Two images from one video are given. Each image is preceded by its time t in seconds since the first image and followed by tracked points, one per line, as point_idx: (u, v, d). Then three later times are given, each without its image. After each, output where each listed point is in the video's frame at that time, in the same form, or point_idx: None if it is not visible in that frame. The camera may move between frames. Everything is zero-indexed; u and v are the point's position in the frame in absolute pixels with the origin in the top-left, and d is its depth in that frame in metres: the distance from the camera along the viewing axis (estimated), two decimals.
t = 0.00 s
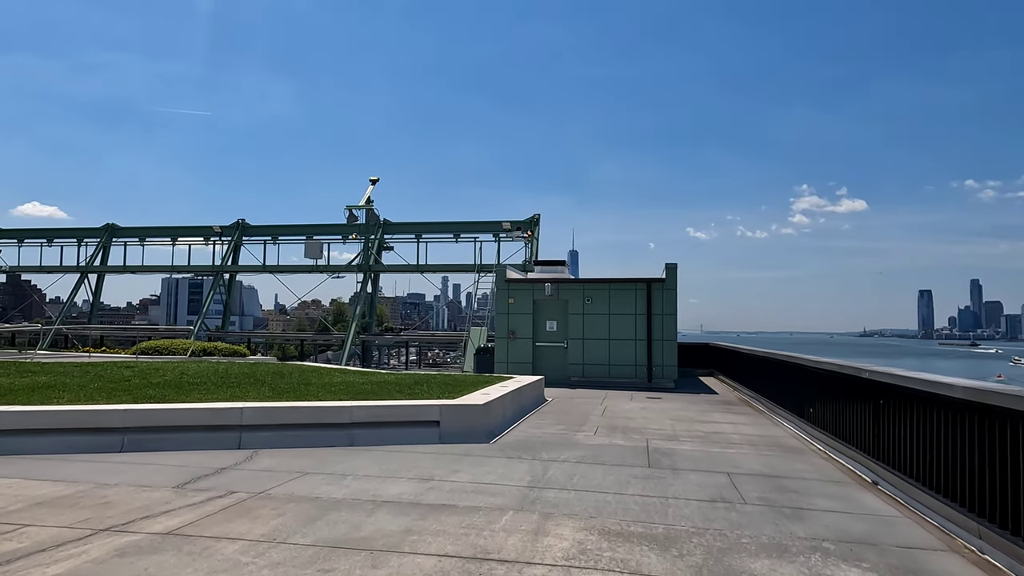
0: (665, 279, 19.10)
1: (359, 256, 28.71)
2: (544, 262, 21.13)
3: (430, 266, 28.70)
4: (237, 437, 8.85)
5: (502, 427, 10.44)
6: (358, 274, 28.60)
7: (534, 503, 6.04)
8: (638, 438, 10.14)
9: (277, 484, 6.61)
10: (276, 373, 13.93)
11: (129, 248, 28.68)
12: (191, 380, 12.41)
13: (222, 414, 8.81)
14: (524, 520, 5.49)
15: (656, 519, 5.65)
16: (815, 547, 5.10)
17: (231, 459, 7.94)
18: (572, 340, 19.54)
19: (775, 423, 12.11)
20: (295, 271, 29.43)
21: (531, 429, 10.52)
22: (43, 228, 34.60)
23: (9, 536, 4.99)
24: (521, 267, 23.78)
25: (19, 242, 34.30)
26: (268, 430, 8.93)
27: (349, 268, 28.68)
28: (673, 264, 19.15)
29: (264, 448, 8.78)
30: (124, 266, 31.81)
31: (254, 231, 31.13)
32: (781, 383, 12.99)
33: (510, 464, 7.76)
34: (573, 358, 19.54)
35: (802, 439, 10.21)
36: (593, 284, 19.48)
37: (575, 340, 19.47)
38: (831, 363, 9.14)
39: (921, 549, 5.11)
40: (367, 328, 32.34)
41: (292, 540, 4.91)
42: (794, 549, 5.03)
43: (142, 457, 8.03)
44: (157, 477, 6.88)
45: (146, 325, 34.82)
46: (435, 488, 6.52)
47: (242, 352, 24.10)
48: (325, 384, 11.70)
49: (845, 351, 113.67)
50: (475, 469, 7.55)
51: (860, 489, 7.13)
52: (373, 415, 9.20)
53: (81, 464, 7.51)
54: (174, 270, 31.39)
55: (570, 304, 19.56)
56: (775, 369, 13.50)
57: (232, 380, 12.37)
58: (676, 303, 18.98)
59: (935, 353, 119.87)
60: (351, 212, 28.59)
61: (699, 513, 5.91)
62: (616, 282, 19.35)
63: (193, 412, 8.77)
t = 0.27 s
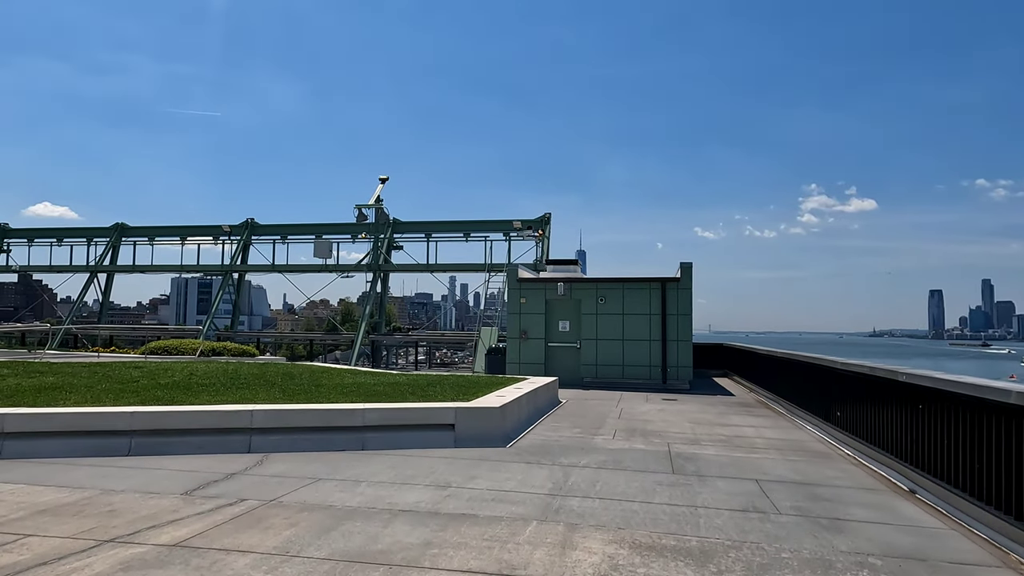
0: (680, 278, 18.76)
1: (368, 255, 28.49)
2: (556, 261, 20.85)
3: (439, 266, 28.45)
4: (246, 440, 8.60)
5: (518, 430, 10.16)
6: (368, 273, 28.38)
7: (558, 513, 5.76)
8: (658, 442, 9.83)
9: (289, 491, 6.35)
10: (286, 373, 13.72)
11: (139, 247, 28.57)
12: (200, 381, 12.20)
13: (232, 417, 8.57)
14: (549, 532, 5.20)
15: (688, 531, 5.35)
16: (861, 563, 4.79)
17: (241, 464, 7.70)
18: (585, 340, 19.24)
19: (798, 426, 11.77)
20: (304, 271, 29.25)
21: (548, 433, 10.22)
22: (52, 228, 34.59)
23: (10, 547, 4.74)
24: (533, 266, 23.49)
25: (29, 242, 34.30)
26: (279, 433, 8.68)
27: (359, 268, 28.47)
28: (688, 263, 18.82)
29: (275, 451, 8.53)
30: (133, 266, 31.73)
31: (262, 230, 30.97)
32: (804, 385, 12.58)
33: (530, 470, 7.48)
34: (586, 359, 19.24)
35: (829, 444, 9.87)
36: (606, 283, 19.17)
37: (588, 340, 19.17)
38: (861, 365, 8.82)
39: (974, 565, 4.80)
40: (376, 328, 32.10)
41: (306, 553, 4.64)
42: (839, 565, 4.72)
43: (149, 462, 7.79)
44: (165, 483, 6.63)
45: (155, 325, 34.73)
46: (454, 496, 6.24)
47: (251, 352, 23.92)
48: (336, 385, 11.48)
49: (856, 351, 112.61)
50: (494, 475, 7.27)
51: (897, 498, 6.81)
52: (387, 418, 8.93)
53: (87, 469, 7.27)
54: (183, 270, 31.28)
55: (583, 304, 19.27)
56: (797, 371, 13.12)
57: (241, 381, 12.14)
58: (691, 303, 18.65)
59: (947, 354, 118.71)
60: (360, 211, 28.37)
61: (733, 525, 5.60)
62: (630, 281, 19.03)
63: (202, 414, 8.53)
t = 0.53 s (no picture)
0: (693, 275, 18.40)
1: (375, 252, 28.23)
2: (566, 258, 20.52)
3: (447, 263, 28.14)
4: (253, 443, 8.31)
5: (533, 432, 9.85)
6: (375, 271, 28.11)
7: (582, 523, 5.44)
8: (678, 444, 9.50)
9: (298, 497, 6.05)
10: (293, 373, 13.45)
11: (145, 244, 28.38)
12: (206, 380, 11.93)
13: (239, 418, 8.29)
14: (575, 544, 4.88)
15: (723, 544, 5.02)
16: None
17: (247, 467, 7.41)
18: (596, 339, 18.92)
19: (820, 428, 11.43)
20: (311, 268, 28.98)
21: (563, 435, 9.91)
22: (58, 225, 34.46)
23: (3, 560, 4.45)
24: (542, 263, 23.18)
25: (35, 239, 34.18)
26: (287, 435, 8.39)
27: (365, 265, 28.20)
28: (702, 260, 18.47)
29: (283, 454, 8.24)
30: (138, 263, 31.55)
31: (269, 227, 30.73)
32: (826, 386, 12.19)
33: (548, 474, 7.16)
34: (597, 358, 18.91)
35: (856, 447, 9.53)
36: (618, 280, 18.84)
37: (599, 338, 18.84)
38: (891, 365, 8.49)
39: None
40: (383, 326, 31.81)
41: (317, 567, 4.34)
42: None
43: (153, 465, 7.51)
44: (169, 489, 6.35)
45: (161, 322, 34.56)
46: (471, 504, 5.93)
47: (257, 350, 23.68)
48: (345, 385, 11.20)
49: (865, 349, 111.75)
50: (511, 480, 6.96)
51: (936, 505, 6.47)
52: (398, 419, 8.63)
53: (88, 472, 6.99)
54: (189, 267, 31.07)
55: (594, 301, 18.95)
56: (818, 371, 12.73)
57: (248, 380, 11.86)
58: (704, 301, 18.29)
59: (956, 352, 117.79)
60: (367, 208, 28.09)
61: (769, 536, 5.27)
62: (642, 279, 18.69)
63: (208, 415, 8.25)
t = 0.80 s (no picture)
0: (707, 272, 18.07)
1: (382, 249, 27.97)
2: (577, 255, 20.24)
3: (455, 260, 27.87)
4: (261, 444, 8.04)
5: (548, 433, 9.56)
6: (382, 268, 27.86)
7: (609, 532, 5.15)
8: (698, 446, 9.20)
9: (309, 503, 5.78)
10: (301, 371, 13.20)
11: (151, 241, 28.21)
12: (213, 379, 11.68)
13: (246, 419, 8.02)
14: (604, 556, 4.60)
15: (761, 557, 4.72)
16: None
17: (255, 470, 7.14)
18: (608, 337, 18.61)
19: (844, 429, 11.10)
20: (317, 265, 28.76)
21: (579, 436, 9.61)
22: (64, 222, 34.34)
23: None
24: (552, 260, 22.88)
25: (40, 236, 34.07)
26: (296, 436, 8.13)
27: (372, 262, 27.95)
28: (715, 257, 18.14)
29: (291, 456, 7.97)
30: (144, 260, 31.40)
31: (275, 224, 30.51)
32: (849, 385, 11.84)
33: (568, 478, 6.87)
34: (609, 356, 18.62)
35: (884, 450, 9.21)
36: (630, 277, 18.53)
37: (610, 336, 18.54)
38: (925, 366, 8.15)
39: None
40: (390, 323, 31.55)
41: None
42: None
43: (158, 467, 7.25)
44: (174, 493, 6.08)
45: (167, 320, 34.40)
46: (490, 511, 5.65)
47: (264, 348, 23.46)
48: (354, 384, 10.93)
49: (873, 347, 110.94)
50: (530, 484, 6.68)
51: (978, 512, 6.15)
52: (410, 420, 8.35)
53: (90, 476, 6.74)
54: (195, 264, 30.91)
55: (606, 299, 18.65)
56: (841, 370, 12.37)
57: (254, 379, 11.60)
58: (718, 298, 17.96)
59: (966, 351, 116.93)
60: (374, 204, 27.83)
61: (808, 547, 4.97)
62: (654, 276, 18.38)
63: (214, 416, 7.98)
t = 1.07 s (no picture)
0: (721, 269, 17.75)
1: (389, 246, 27.73)
2: (588, 251, 19.95)
3: (462, 257, 27.59)
4: (270, 444, 7.79)
5: (565, 433, 9.28)
6: (389, 265, 27.61)
7: (640, 540, 4.87)
8: (720, 447, 8.91)
9: (322, 507, 5.52)
10: (309, 369, 12.96)
11: (158, 238, 28.02)
12: (221, 377, 11.46)
13: (255, 418, 7.77)
14: (637, 567, 4.32)
15: (803, 568, 4.43)
16: None
17: (265, 472, 6.88)
18: (619, 335, 18.33)
19: (868, 429, 10.79)
20: (324, 262, 28.53)
21: (596, 436, 9.33)
22: (70, 219, 34.22)
23: None
24: (561, 257, 22.58)
25: (46, 233, 33.95)
26: (306, 436, 7.87)
27: (380, 259, 27.71)
28: (729, 253, 17.83)
29: (302, 457, 7.72)
30: (150, 257, 31.24)
31: (281, 221, 30.30)
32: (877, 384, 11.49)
33: (590, 482, 6.60)
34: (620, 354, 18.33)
35: (914, 451, 8.91)
36: (642, 274, 18.23)
37: (622, 334, 18.25)
38: (960, 364, 7.85)
39: None
40: (397, 321, 31.30)
41: None
42: None
43: (164, 469, 7.01)
44: (181, 497, 5.83)
45: (173, 317, 34.23)
46: (513, 516, 5.38)
47: (271, 346, 23.24)
48: (365, 383, 10.68)
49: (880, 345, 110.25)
50: (551, 487, 6.40)
51: None
52: (423, 419, 8.09)
53: (95, 478, 6.50)
54: (201, 261, 30.73)
55: (617, 296, 18.36)
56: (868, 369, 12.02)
57: (263, 377, 11.36)
58: (732, 295, 17.65)
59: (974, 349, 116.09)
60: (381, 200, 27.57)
61: (852, 557, 4.68)
62: (667, 272, 18.08)
63: (223, 415, 7.74)
